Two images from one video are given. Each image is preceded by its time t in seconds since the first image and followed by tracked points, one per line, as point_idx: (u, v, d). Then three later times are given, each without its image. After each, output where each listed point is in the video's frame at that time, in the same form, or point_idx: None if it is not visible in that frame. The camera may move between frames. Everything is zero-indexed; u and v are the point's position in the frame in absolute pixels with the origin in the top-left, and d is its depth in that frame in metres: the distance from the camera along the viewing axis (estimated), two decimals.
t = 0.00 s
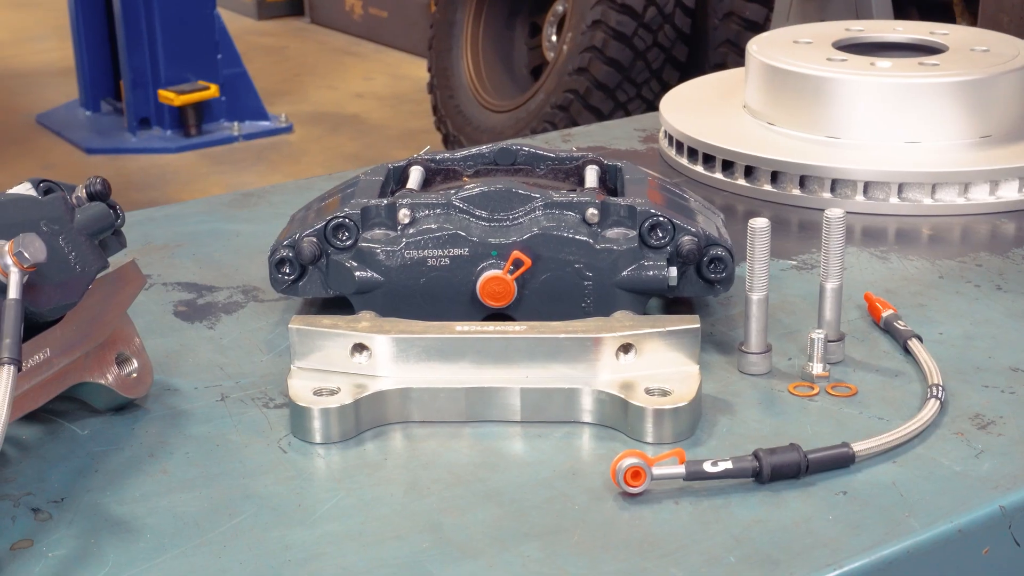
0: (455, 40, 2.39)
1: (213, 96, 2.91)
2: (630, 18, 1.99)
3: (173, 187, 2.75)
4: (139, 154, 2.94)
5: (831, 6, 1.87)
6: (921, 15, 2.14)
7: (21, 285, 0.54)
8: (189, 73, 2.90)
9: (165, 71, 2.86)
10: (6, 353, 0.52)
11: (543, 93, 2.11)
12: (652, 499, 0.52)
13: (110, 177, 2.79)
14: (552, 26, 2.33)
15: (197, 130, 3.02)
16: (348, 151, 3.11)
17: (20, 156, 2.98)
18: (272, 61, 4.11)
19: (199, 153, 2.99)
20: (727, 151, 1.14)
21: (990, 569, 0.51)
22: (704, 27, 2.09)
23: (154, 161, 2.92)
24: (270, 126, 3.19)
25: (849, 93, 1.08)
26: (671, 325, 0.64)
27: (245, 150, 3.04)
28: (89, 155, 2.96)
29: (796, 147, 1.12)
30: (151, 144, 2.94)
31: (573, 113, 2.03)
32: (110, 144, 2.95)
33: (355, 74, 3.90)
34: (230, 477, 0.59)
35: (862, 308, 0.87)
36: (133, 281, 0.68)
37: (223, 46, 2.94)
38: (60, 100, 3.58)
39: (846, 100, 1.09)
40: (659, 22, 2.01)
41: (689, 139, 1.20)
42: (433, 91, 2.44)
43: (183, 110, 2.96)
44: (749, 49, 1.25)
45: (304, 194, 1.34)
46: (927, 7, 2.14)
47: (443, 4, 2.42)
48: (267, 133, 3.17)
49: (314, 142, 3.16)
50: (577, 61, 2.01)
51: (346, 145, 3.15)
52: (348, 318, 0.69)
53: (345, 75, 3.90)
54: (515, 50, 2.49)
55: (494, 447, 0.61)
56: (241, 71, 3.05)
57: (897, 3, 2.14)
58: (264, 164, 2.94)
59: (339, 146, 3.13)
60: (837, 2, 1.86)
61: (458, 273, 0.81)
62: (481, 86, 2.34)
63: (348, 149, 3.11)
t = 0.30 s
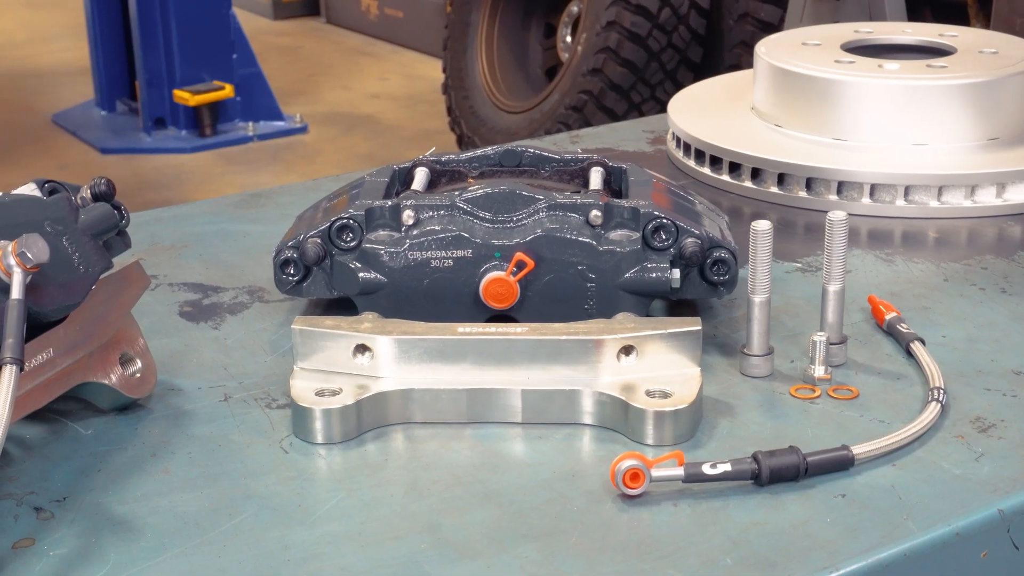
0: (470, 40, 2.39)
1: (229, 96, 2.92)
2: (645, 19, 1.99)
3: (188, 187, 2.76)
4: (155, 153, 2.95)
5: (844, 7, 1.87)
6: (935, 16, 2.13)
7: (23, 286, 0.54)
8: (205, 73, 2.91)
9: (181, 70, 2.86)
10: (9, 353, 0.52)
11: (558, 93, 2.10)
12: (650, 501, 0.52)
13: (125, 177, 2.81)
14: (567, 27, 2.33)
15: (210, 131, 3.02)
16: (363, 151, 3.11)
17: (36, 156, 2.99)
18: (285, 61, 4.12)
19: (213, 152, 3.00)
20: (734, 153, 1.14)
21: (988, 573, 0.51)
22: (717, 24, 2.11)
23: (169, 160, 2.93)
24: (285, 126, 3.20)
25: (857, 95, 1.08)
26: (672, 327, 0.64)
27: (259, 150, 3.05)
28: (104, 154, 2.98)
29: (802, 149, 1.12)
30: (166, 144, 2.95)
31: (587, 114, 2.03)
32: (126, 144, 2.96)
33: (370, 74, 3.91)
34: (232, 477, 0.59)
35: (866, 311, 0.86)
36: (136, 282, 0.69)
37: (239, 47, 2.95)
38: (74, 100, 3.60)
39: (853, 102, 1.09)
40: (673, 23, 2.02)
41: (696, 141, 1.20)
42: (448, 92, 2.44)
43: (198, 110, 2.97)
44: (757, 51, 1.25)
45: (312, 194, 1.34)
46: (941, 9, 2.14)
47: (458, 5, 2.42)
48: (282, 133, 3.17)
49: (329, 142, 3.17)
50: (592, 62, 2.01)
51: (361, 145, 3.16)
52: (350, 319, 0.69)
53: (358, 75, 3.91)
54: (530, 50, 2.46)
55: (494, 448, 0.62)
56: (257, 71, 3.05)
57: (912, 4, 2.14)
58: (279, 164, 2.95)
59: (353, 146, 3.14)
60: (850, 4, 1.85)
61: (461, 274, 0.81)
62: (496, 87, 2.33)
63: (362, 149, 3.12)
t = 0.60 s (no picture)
0: (487, 42, 2.38)
1: (246, 96, 2.93)
2: (661, 20, 1.99)
3: (206, 186, 2.77)
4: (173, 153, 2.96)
5: (859, 8, 1.86)
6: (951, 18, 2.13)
7: (26, 286, 0.54)
8: (222, 73, 2.92)
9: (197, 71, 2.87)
10: (10, 353, 0.52)
11: (574, 93, 2.11)
12: (649, 503, 0.52)
13: (142, 177, 2.82)
14: (584, 27, 2.33)
15: (227, 130, 3.03)
16: (381, 151, 3.12)
17: (53, 156, 3.01)
18: (300, 61, 4.14)
19: (230, 152, 3.01)
20: (740, 155, 1.14)
21: None
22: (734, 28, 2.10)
23: (186, 160, 2.94)
24: (302, 126, 3.21)
25: (865, 97, 1.08)
26: (674, 329, 0.64)
27: (275, 151, 3.06)
28: (121, 154, 2.99)
29: (810, 152, 1.12)
30: (184, 143, 2.97)
31: (603, 114, 2.03)
32: (143, 143, 2.98)
33: (387, 74, 3.92)
34: (233, 477, 0.59)
35: (870, 314, 0.86)
36: (140, 282, 0.69)
37: (256, 47, 2.96)
38: (91, 99, 3.61)
39: (861, 104, 1.08)
40: (690, 23, 2.02)
41: (704, 143, 1.20)
42: (465, 92, 2.45)
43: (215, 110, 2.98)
44: (766, 53, 1.25)
45: (320, 195, 1.35)
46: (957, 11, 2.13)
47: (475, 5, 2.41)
48: (299, 133, 3.18)
49: (346, 142, 3.18)
50: (608, 62, 2.01)
51: (379, 145, 3.17)
52: (353, 320, 0.69)
53: (376, 75, 3.92)
54: (546, 50, 2.46)
55: (494, 449, 0.62)
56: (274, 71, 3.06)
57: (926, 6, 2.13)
58: (296, 164, 2.96)
59: (370, 146, 3.16)
60: (864, 5, 1.85)
61: (464, 276, 0.81)
62: (512, 86, 2.35)
63: (379, 149, 3.13)
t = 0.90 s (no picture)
0: (505, 40, 2.39)
1: (264, 95, 2.94)
2: (679, 20, 1.99)
3: (224, 185, 2.78)
4: (193, 152, 2.98)
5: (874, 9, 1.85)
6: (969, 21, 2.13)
7: (28, 287, 0.55)
8: (240, 73, 2.92)
9: (217, 70, 2.88)
10: (11, 353, 0.53)
11: (592, 93, 2.10)
12: (646, 506, 0.52)
13: (161, 177, 2.83)
14: (601, 28, 2.35)
15: (248, 130, 3.05)
16: (398, 150, 3.12)
17: (71, 154, 3.02)
18: (318, 60, 4.15)
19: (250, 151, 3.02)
20: (747, 157, 1.14)
21: None
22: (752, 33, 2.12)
23: (205, 158, 2.95)
24: (321, 125, 3.22)
25: (874, 100, 1.07)
26: (674, 331, 0.64)
27: (293, 150, 3.06)
28: (142, 152, 3.01)
29: (817, 155, 1.11)
30: (204, 143, 2.98)
31: (620, 115, 2.03)
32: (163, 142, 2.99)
33: (405, 74, 3.93)
34: (233, 477, 0.60)
35: (873, 317, 0.86)
36: (144, 283, 0.70)
37: (275, 45, 2.97)
38: (110, 97, 3.63)
39: (869, 107, 1.08)
40: (707, 24, 2.03)
41: (712, 145, 1.20)
42: (482, 92, 2.45)
43: (236, 110, 2.99)
44: (774, 55, 1.25)
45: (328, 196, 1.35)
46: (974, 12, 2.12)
47: (493, 6, 2.41)
48: (320, 132, 3.19)
49: (364, 142, 3.17)
50: (626, 63, 2.02)
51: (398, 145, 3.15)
52: (355, 322, 0.69)
53: (397, 75, 3.93)
54: (564, 50, 2.47)
55: (494, 451, 0.62)
56: (292, 70, 3.07)
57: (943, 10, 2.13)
58: (315, 164, 2.96)
59: (390, 146, 3.15)
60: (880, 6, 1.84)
61: (467, 278, 0.81)
62: (530, 87, 2.34)
63: (398, 149, 3.12)
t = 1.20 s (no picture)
0: (524, 40, 2.38)
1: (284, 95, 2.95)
2: (699, 22, 1.98)
3: (244, 185, 2.79)
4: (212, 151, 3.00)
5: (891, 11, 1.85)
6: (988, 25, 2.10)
7: (28, 287, 0.55)
8: (261, 73, 2.94)
9: (236, 70, 2.89)
10: (11, 352, 0.53)
11: (609, 96, 2.12)
12: (642, 509, 0.52)
13: (182, 177, 2.84)
14: (622, 29, 2.37)
15: (266, 129, 3.06)
16: (417, 151, 3.11)
17: (91, 154, 3.04)
18: (338, 60, 4.16)
19: (269, 152, 3.03)
20: (754, 159, 1.14)
21: None
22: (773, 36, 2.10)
23: (224, 158, 2.96)
24: (341, 125, 3.22)
25: (884, 103, 1.07)
26: (674, 335, 0.64)
27: (311, 150, 3.07)
28: (162, 152, 3.02)
29: (826, 158, 1.11)
30: (223, 143, 3.00)
31: (639, 116, 2.03)
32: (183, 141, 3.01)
33: (425, 74, 3.93)
34: (232, 478, 0.60)
35: (877, 321, 0.86)
36: (146, 284, 0.70)
37: (296, 45, 2.98)
38: (130, 96, 3.65)
39: (879, 110, 1.08)
40: (727, 25, 2.01)
41: (720, 148, 1.20)
42: (501, 93, 2.45)
43: (255, 109, 3.01)
44: (785, 58, 1.24)
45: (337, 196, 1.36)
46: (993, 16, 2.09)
47: (512, 7, 2.41)
48: (337, 132, 3.20)
49: (383, 143, 3.18)
50: (644, 64, 2.02)
51: (416, 145, 3.15)
52: (355, 323, 0.69)
53: (418, 75, 3.93)
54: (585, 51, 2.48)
55: (492, 453, 0.62)
56: (312, 70, 3.08)
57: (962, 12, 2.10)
58: (334, 165, 2.97)
59: (407, 146, 3.15)
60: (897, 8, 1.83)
61: (469, 280, 0.82)
62: (549, 87, 2.35)
63: (416, 149, 3.12)
